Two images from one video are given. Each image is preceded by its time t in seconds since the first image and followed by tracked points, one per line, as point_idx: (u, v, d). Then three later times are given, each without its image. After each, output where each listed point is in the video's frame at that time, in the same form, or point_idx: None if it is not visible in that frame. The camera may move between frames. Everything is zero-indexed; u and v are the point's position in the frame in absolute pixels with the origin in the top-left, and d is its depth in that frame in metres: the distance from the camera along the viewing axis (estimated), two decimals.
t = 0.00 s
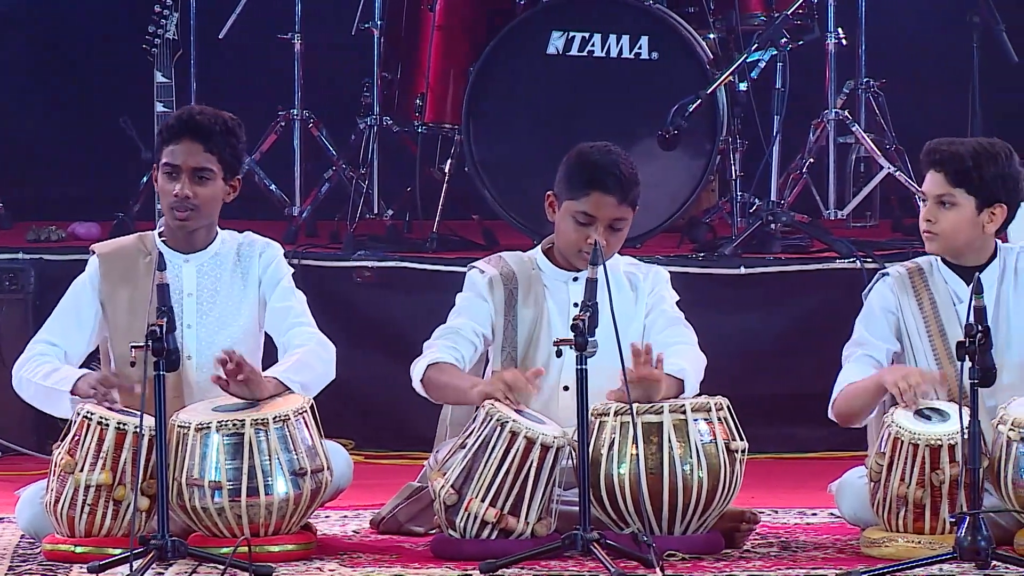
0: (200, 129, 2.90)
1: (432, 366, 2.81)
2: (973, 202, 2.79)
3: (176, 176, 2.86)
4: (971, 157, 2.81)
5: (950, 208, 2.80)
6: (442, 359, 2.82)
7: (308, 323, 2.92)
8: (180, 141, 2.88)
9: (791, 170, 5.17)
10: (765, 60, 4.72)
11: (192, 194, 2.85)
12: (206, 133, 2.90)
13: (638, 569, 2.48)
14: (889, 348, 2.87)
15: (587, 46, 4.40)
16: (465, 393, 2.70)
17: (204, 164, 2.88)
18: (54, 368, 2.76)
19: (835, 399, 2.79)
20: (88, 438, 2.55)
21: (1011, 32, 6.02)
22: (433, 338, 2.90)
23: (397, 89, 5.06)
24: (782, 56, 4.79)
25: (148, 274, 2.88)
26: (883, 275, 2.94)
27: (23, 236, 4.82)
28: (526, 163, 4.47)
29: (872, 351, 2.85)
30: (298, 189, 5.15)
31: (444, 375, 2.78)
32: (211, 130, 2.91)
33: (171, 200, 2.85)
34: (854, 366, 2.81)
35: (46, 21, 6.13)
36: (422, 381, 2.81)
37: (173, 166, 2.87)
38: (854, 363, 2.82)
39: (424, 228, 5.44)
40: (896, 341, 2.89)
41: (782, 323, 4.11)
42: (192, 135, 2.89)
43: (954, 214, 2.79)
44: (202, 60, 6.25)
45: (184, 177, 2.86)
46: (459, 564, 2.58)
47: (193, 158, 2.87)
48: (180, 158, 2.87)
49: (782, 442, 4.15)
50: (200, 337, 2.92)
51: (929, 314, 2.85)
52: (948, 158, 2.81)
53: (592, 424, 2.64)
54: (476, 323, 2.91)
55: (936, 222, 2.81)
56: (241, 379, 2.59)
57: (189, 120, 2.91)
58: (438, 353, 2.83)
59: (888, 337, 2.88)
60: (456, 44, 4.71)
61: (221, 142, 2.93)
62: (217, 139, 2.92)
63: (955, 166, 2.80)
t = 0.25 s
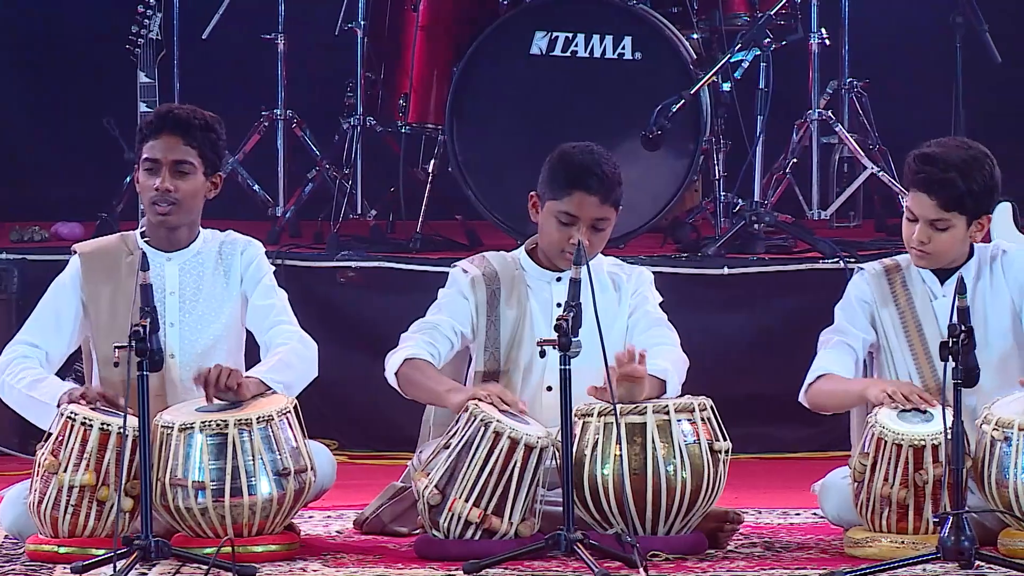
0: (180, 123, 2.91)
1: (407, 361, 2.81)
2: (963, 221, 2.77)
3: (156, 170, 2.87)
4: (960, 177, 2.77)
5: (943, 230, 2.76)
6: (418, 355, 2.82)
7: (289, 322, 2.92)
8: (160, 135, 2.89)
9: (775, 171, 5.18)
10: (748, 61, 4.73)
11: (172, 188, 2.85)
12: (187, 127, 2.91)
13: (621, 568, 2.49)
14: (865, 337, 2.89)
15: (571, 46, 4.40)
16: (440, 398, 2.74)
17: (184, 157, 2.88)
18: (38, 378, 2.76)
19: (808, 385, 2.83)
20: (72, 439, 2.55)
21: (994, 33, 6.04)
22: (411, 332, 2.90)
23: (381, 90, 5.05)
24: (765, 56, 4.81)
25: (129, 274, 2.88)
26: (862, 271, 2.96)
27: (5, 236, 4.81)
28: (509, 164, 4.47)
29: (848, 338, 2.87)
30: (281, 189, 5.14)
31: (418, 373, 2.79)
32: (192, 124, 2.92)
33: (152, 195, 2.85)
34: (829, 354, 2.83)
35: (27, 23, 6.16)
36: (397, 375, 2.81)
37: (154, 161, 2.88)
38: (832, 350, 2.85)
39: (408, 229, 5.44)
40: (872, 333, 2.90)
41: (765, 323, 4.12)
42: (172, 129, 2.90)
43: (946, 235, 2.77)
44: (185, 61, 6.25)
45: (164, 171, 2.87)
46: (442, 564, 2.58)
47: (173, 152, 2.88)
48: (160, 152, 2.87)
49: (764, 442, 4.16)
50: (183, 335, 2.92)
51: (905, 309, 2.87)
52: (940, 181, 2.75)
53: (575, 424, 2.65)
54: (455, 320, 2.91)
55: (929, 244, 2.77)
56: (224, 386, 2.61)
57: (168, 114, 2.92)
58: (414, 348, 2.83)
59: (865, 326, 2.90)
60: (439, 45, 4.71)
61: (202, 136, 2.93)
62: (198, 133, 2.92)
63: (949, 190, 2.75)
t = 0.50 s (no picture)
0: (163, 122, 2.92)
1: (398, 367, 2.81)
2: (967, 211, 2.81)
3: (145, 171, 2.87)
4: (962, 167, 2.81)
5: (954, 219, 2.79)
6: (408, 360, 2.81)
7: (281, 326, 2.92)
8: (145, 136, 2.89)
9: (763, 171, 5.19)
10: (737, 61, 4.74)
11: (164, 188, 2.86)
12: (170, 126, 2.91)
13: (610, 569, 2.49)
14: (845, 344, 2.89)
15: (559, 46, 4.41)
16: (429, 405, 2.73)
17: (172, 156, 2.89)
18: (21, 377, 2.75)
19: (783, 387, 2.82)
20: (60, 439, 2.55)
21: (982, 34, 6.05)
22: (403, 335, 2.89)
23: (369, 90, 5.05)
24: (753, 57, 4.82)
25: (116, 273, 2.87)
26: (842, 278, 2.96)
27: None
28: (498, 164, 4.48)
29: (827, 345, 2.87)
30: (270, 189, 5.15)
31: (408, 378, 2.79)
32: (174, 123, 2.92)
33: (144, 197, 2.86)
34: (807, 360, 2.82)
35: (16, 24, 6.19)
36: (387, 381, 2.81)
37: (141, 163, 2.88)
38: (809, 356, 2.84)
39: (397, 229, 5.44)
40: (853, 340, 2.90)
41: (753, 323, 4.13)
42: (156, 129, 2.90)
43: (955, 224, 2.79)
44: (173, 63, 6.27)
45: (153, 172, 2.87)
46: (431, 564, 2.59)
47: (160, 152, 2.88)
48: (148, 153, 2.88)
49: (753, 442, 4.17)
50: (169, 333, 2.91)
51: (889, 316, 2.87)
52: (949, 170, 2.79)
53: (563, 425, 2.65)
54: (443, 322, 2.91)
55: (941, 233, 2.78)
56: (220, 381, 2.59)
57: (150, 114, 2.92)
58: (404, 353, 2.83)
59: (846, 334, 2.90)
60: (427, 46, 4.71)
61: (185, 133, 2.94)
62: (181, 131, 2.93)
63: (958, 178, 2.78)
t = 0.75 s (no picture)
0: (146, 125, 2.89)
1: (393, 370, 2.82)
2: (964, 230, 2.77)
3: (130, 177, 2.86)
4: (956, 185, 2.75)
5: (952, 240, 2.76)
6: (403, 363, 2.82)
7: (267, 326, 2.92)
8: (128, 141, 2.87)
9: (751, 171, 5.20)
10: (724, 61, 4.75)
11: (152, 192, 2.85)
12: (153, 129, 2.89)
13: (598, 569, 2.50)
14: (841, 348, 2.90)
15: (546, 47, 4.41)
16: (426, 402, 2.73)
17: (157, 159, 2.87)
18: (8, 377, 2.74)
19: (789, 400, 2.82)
20: (47, 440, 2.55)
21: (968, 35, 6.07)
22: (393, 340, 2.90)
23: (356, 90, 5.05)
24: (740, 56, 4.82)
25: (103, 274, 2.87)
26: (835, 279, 2.97)
27: None
28: (486, 164, 4.48)
29: (824, 351, 2.88)
30: (257, 190, 5.14)
31: (402, 380, 2.80)
32: (157, 125, 2.90)
33: (132, 202, 2.85)
34: (807, 368, 2.83)
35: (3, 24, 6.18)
36: (385, 385, 2.82)
37: (127, 168, 2.87)
38: (807, 364, 2.85)
39: (385, 229, 5.44)
40: (849, 343, 2.92)
41: (740, 324, 4.13)
42: (139, 133, 2.88)
43: (953, 243, 2.77)
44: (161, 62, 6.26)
45: (139, 177, 2.86)
46: (419, 564, 2.59)
47: (144, 156, 2.87)
48: (133, 159, 2.86)
49: (740, 442, 4.18)
50: (157, 335, 2.91)
51: (884, 320, 2.88)
52: (946, 197, 2.72)
53: (552, 425, 2.66)
54: (435, 324, 2.91)
55: (941, 256, 2.76)
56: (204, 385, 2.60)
57: (131, 118, 2.89)
58: (399, 356, 2.84)
59: (841, 338, 2.91)
60: (415, 46, 4.71)
61: (168, 135, 2.92)
62: (164, 133, 2.91)
63: (955, 204, 2.72)
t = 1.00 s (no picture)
0: (130, 129, 2.88)
1: (381, 365, 2.82)
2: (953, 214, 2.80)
3: (115, 181, 2.85)
4: (942, 168, 2.79)
5: (941, 226, 2.78)
6: (391, 358, 2.82)
7: (248, 325, 2.91)
8: (112, 146, 2.86)
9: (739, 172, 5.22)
10: (713, 61, 4.76)
11: (135, 198, 2.84)
12: (136, 133, 2.88)
13: (585, 569, 2.51)
14: (832, 336, 2.91)
15: (534, 47, 4.42)
16: (412, 398, 2.73)
17: (141, 164, 2.86)
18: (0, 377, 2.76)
19: (773, 378, 2.87)
20: (36, 440, 2.54)
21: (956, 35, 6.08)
22: (382, 336, 2.90)
23: (345, 90, 5.04)
24: (729, 57, 4.83)
25: (91, 274, 2.87)
26: (830, 270, 2.99)
27: None
28: (475, 164, 4.48)
29: (815, 336, 2.89)
30: (245, 190, 5.14)
31: (392, 375, 2.80)
32: (141, 129, 2.88)
33: (116, 206, 2.85)
34: (796, 350, 2.86)
35: None
36: (372, 379, 2.82)
37: (111, 173, 2.86)
38: (797, 346, 2.87)
39: (373, 229, 5.44)
40: (840, 333, 2.93)
41: (729, 324, 4.14)
42: (123, 138, 2.86)
43: (943, 230, 2.79)
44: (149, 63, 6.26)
45: (124, 182, 2.85)
46: (407, 565, 2.59)
47: (129, 161, 2.85)
48: (117, 164, 2.85)
49: (729, 442, 4.19)
50: (143, 335, 2.91)
51: (875, 313, 2.89)
52: (934, 178, 2.76)
53: (540, 425, 2.66)
54: (424, 321, 2.92)
55: (930, 242, 2.78)
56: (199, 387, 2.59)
57: (115, 122, 2.87)
58: (387, 351, 2.84)
59: (833, 326, 2.92)
60: (403, 46, 4.71)
61: (152, 138, 2.90)
62: (148, 136, 2.89)
63: (943, 186, 2.76)
